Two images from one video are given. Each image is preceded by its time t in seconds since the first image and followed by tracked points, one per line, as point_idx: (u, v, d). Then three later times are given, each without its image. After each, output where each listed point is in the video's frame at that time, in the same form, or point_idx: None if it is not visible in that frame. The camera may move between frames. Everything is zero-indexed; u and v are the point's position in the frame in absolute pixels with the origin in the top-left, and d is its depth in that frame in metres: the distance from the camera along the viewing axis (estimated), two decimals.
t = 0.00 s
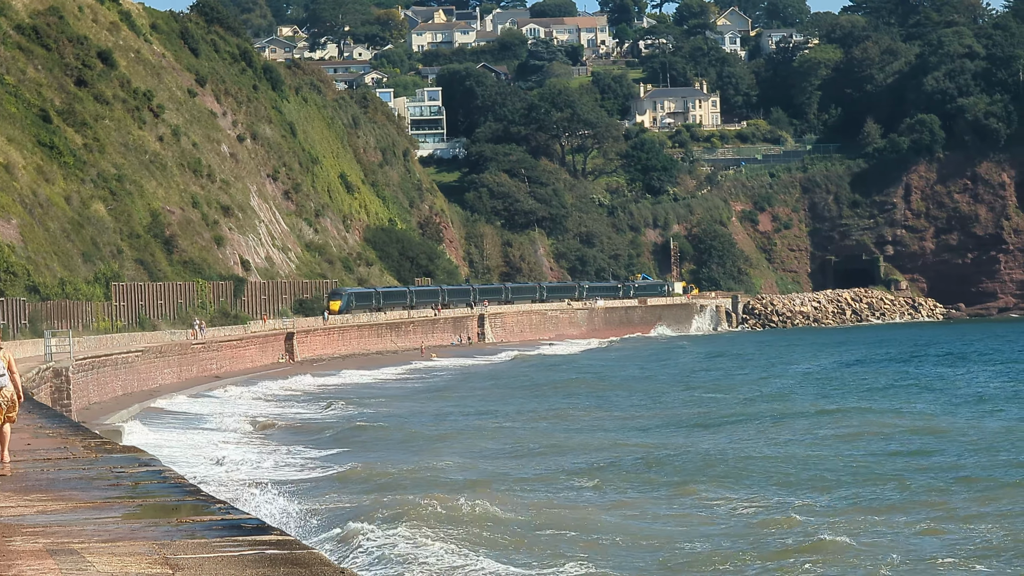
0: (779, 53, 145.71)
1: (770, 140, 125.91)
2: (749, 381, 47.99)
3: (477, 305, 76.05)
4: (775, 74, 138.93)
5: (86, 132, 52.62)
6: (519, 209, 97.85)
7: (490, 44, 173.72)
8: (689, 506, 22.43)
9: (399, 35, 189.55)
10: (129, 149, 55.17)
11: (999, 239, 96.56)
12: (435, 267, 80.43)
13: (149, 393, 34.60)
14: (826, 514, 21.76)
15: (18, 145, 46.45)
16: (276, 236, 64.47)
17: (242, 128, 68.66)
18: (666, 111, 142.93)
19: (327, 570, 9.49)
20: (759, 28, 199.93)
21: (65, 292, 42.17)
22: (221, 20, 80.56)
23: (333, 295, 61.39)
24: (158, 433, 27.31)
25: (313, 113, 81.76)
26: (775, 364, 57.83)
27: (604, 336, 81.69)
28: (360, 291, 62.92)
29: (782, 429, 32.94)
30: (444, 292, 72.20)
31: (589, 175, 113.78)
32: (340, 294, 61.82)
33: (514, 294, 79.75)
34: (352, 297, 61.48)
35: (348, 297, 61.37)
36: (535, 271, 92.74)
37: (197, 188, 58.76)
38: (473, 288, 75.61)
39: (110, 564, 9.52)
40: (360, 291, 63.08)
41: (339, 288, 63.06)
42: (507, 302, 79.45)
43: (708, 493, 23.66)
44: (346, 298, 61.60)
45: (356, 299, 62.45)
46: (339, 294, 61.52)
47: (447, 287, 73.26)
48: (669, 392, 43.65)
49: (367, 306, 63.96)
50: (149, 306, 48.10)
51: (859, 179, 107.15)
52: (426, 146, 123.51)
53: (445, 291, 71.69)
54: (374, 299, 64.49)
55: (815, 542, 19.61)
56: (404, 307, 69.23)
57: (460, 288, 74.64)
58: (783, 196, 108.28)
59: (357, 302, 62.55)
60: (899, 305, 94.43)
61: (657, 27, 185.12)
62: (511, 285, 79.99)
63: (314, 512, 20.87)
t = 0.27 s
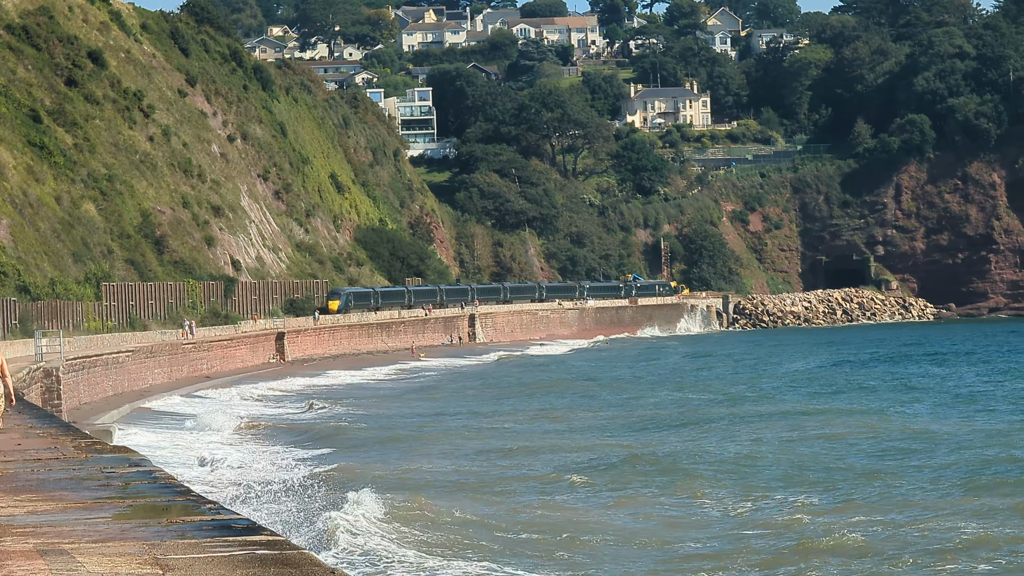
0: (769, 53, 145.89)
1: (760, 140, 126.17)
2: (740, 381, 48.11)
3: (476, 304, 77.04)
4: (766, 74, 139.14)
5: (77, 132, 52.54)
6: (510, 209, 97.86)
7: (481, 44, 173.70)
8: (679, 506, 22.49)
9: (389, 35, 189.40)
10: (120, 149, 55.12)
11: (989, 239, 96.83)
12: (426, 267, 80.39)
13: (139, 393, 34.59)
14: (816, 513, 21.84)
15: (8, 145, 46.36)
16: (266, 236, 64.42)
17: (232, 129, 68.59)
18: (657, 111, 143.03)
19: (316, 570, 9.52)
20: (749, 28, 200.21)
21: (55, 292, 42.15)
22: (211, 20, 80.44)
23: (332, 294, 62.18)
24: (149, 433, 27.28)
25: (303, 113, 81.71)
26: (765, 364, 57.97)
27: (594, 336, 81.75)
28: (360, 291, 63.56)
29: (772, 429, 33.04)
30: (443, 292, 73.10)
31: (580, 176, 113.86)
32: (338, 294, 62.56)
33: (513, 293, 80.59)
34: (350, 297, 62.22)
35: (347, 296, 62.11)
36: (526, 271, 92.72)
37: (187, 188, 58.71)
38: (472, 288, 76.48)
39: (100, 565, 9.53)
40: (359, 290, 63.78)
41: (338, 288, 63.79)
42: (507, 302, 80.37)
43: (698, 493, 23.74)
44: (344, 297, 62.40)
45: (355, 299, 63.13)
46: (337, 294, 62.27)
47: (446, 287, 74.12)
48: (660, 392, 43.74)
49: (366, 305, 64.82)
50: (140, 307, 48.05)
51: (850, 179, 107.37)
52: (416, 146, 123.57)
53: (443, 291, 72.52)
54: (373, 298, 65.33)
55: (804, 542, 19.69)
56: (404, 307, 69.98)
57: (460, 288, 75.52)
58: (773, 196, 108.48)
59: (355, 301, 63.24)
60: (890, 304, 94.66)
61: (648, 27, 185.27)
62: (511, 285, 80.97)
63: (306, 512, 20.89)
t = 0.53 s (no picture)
0: (758, 53, 146.05)
1: (750, 140, 126.47)
2: (729, 381, 48.26)
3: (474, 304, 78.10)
4: (755, 74, 139.43)
5: (65, 132, 52.44)
6: (499, 209, 97.87)
7: (470, 44, 173.73)
8: (667, 506, 22.56)
9: (379, 35, 189.30)
10: (109, 149, 55.01)
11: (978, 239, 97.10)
12: (415, 267, 80.37)
13: (128, 393, 34.57)
14: (804, 514, 21.94)
15: None
16: (255, 236, 64.35)
17: (221, 129, 68.49)
18: (646, 111, 143.20)
19: (305, 569, 9.56)
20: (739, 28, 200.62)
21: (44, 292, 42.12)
22: (200, 20, 80.30)
23: (331, 294, 63.72)
24: (138, 434, 27.27)
25: (292, 114, 81.65)
26: (753, 364, 58.17)
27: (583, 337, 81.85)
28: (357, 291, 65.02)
29: (761, 429, 33.14)
30: (440, 292, 74.07)
31: (569, 176, 113.98)
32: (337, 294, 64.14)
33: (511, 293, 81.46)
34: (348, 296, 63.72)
35: (344, 296, 63.69)
36: (516, 272, 92.70)
37: (176, 189, 58.66)
38: (469, 288, 77.52)
39: (89, 565, 9.55)
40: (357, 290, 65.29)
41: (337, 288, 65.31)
42: (506, 302, 81.27)
43: (687, 493, 23.82)
44: (343, 297, 63.96)
45: (353, 298, 64.70)
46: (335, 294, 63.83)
47: (444, 287, 75.14)
48: (648, 392, 43.84)
49: (365, 305, 66.17)
50: (129, 307, 47.99)
51: (839, 179, 107.65)
52: (405, 146, 123.55)
53: (441, 290, 73.52)
54: (372, 298, 66.71)
55: (791, 543, 19.78)
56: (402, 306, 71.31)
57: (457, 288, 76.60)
58: (763, 196, 108.71)
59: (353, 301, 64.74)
60: (879, 305, 94.94)
61: (637, 27, 185.50)
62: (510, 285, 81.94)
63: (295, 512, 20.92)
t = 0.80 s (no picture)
0: (749, 53, 146.23)
1: (740, 140, 126.76)
2: (719, 381, 48.37)
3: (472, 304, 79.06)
4: (745, 74, 139.68)
5: (56, 132, 52.35)
6: (490, 209, 97.90)
7: (461, 44, 173.72)
8: (657, 507, 22.61)
9: (369, 35, 189.15)
10: (100, 149, 54.93)
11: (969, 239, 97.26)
12: (405, 267, 80.34)
13: (119, 393, 34.55)
14: (794, 514, 22.05)
15: None
16: (246, 236, 64.31)
17: (212, 129, 68.43)
18: (637, 111, 143.34)
19: (295, 570, 9.60)
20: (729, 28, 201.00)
21: (35, 292, 42.12)
22: (190, 21, 80.17)
23: (330, 294, 64.80)
24: (128, 434, 27.26)
25: (283, 114, 81.62)
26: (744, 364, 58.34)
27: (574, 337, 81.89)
28: (357, 291, 66.05)
29: (751, 429, 33.22)
30: (439, 292, 74.96)
31: (560, 176, 114.08)
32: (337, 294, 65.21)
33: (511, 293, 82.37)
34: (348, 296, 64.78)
35: (343, 295, 64.74)
36: (506, 272, 92.62)
37: (167, 189, 58.60)
38: (468, 288, 78.48)
39: (80, 565, 9.58)
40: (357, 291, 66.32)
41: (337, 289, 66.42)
42: (506, 302, 82.13)
43: (677, 493, 23.87)
44: (342, 297, 65.01)
45: (353, 298, 65.81)
46: (335, 293, 64.92)
47: (443, 287, 76.11)
48: (639, 392, 43.91)
49: (364, 305, 67.21)
50: (120, 307, 47.93)
51: (829, 179, 107.88)
52: (396, 147, 123.58)
53: (439, 290, 74.40)
54: (372, 298, 67.76)
55: (780, 544, 19.86)
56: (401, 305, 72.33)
57: (455, 288, 77.56)
58: (753, 196, 108.89)
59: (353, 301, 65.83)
60: (870, 305, 95.17)
61: (628, 28, 185.72)
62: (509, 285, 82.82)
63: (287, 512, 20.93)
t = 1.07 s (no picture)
0: (740, 54, 146.55)
1: (731, 141, 127.02)
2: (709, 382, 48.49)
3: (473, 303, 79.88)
4: (736, 75, 139.92)
5: (47, 132, 52.28)
6: (480, 209, 97.91)
7: (452, 44, 173.71)
8: (648, 506, 22.68)
9: (360, 36, 189.00)
10: (90, 149, 54.85)
11: (960, 240, 97.36)
12: (396, 267, 80.33)
13: (110, 393, 34.54)
14: (783, 514, 22.14)
15: None
16: (237, 237, 64.27)
17: (203, 129, 68.39)
18: (628, 112, 143.42)
19: (285, 570, 9.64)
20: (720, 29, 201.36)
21: (25, 293, 42.14)
22: (182, 21, 80.08)
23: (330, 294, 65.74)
24: (119, 435, 27.27)
25: (274, 114, 81.58)
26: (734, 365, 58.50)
27: (565, 337, 81.96)
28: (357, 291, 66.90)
29: (742, 430, 33.30)
30: (439, 292, 75.69)
31: (551, 176, 114.14)
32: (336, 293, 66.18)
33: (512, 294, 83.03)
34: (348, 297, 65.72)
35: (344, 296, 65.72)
36: (497, 273, 92.57)
37: (158, 189, 58.57)
38: (468, 288, 79.31)
39: (70, 565, 9.59)
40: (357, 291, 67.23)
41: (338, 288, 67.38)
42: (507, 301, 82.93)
43: (667, 493, 23.93)
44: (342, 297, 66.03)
45: (353, 298, 66.80)
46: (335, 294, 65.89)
47: (444, 287, 76.96)
48: (629, 392, 44.00)
49: (364, 305, 68.09)
50: (111, 307, 47.91)
51: (819, 180, 108.13)
52: (387, 147, 123.59)
53: (439, 291, 75.07)
54: (373, 298, 68.66)
55: (770, 543, 19.93)
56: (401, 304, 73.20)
57: (456, 288, 78.37)
58: (744, 197, 109.08)
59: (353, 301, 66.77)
60: (861, 305, 95.41)
61: (619, 28, 185.90)
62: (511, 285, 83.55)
63: (279, 513, 20.96)
